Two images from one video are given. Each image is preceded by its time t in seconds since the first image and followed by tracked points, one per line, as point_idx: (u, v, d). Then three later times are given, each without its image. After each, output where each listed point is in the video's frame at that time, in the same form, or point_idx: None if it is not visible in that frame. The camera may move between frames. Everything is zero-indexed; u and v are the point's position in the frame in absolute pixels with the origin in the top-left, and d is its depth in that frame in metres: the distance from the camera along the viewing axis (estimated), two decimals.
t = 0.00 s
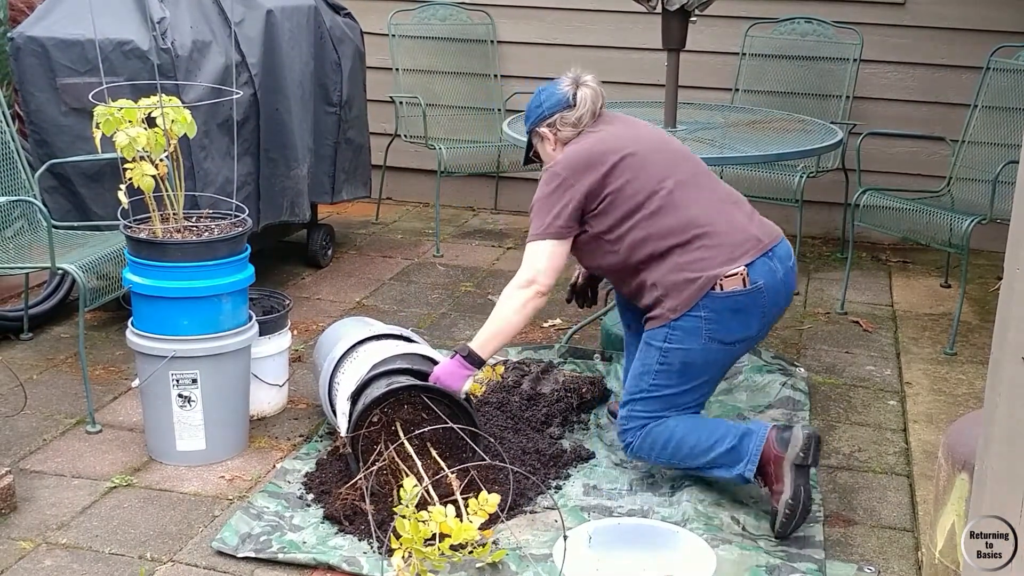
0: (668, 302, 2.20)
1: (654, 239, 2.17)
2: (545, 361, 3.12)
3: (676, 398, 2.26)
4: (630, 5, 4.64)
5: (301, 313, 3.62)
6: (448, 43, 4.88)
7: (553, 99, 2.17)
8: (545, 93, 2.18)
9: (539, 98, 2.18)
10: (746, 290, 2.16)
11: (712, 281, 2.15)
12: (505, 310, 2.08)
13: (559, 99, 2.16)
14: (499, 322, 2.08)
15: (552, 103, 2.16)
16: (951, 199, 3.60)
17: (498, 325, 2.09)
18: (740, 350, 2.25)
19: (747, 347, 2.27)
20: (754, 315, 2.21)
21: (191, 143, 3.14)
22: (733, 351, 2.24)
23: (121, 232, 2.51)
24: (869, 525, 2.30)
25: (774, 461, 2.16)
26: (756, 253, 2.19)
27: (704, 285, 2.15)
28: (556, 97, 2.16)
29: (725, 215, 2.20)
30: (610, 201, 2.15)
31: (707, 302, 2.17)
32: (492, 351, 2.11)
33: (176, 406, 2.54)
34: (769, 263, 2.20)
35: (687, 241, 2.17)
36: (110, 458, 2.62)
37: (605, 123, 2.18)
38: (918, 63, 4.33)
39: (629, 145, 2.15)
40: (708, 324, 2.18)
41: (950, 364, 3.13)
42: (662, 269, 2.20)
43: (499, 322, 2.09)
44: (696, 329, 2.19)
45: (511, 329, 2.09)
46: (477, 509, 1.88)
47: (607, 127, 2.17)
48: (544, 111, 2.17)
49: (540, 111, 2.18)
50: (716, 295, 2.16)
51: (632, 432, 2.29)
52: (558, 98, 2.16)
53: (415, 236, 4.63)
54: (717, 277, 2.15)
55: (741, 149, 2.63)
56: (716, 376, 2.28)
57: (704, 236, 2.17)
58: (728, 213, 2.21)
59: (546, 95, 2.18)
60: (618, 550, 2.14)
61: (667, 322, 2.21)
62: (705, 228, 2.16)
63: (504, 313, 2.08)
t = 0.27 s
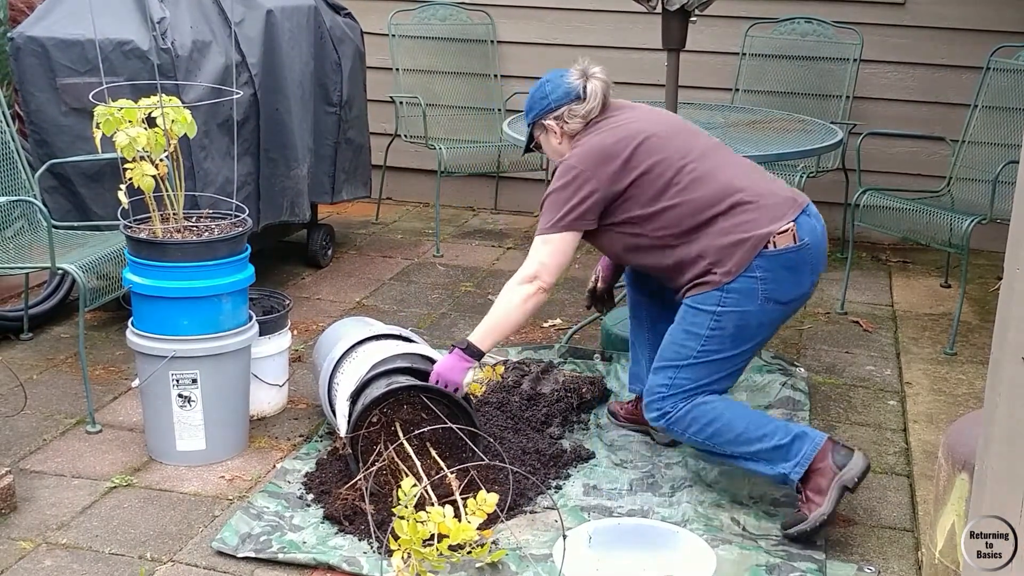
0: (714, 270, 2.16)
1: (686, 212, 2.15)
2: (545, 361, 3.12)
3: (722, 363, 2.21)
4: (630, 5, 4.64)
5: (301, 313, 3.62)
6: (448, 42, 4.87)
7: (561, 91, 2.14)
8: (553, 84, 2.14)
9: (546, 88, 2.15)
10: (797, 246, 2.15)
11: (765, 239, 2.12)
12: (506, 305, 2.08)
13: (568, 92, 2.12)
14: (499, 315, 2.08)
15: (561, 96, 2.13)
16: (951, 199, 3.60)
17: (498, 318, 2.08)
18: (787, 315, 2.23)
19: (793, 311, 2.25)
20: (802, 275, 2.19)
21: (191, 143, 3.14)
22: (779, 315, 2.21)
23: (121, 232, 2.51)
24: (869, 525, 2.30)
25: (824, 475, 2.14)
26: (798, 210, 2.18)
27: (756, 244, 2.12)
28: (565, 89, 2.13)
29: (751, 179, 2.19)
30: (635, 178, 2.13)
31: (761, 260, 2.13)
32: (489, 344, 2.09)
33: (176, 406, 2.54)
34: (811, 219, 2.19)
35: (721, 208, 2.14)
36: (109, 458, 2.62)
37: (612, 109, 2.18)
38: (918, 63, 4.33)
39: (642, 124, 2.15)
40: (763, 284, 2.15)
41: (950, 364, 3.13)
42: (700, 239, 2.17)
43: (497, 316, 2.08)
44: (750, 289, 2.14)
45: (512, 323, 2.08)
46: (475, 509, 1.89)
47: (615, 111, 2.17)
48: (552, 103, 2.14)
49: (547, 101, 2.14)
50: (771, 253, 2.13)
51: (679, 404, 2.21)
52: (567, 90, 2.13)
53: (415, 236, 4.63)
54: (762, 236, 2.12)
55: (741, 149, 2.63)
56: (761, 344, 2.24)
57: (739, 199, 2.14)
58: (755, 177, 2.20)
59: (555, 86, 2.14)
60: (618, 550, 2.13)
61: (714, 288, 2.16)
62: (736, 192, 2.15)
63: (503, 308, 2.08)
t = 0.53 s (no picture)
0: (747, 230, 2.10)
1: (714, 173, 2.09)
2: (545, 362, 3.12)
3: (756, 326, 2.16)
4: (630, 5, 4.64)
5: (301, 314, 3.62)
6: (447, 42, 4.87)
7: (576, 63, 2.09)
8: (570, 54, 2.10)
9: (562, 58, 2.10)
10: (828, 201, 2.10)
11: (798, 192, 2.08)
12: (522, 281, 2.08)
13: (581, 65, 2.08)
14: (516, 292, 2.08)
15: (574, 68, 2.08)
16: (951, 199, 3.60)
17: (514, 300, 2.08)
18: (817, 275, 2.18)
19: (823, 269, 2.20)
20: (834, 231, 2.14)
21: (191, 143, 3.14)
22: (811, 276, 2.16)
23: (122, 232, 2.51)
24: (870, 525, 2.30)
25: (842, 496, 2.13)
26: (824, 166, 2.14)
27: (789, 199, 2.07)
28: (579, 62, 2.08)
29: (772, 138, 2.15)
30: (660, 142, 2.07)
31: (792, 217, 2.09)
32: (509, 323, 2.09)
33: (176, 406, 2.54)
34: (836, 174, 2.16)
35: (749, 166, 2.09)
36: (109, 458, 2.62)
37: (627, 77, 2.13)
38: (918, 63, 4.33)
39: (660, 90, 2.10)
40: (796, 241, 2.10)
41: (950, 364, 3.13)
42: (729, 201, 2.11)
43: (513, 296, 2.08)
44: (784, 247, 2.09)
45: (530, 300, 2.08)
46: (476, 509, 1.90)
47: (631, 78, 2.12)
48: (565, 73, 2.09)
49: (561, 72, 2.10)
50: (802, 208, 2.09)
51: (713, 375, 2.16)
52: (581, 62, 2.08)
53: (415, 237, 4.63)
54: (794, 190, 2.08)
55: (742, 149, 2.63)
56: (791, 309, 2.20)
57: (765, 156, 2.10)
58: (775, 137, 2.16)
59: (571, 57, 2.09)
60: (619, 551, 2.13)
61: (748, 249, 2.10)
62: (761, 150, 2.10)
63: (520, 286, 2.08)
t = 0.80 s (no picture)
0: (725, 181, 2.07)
1: (699, 115, 2.06)
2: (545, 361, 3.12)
3: (755, 290, 2.11)
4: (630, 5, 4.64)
5: (301, 314, 3.62)
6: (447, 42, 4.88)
7: None
8: None
9: None
10: (807, 154, 2.05)
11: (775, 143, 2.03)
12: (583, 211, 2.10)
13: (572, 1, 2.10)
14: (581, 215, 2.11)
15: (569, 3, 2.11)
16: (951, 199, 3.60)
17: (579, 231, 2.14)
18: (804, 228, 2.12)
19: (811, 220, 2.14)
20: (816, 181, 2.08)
21: (191, 143, 3.14)
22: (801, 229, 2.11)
23: (122, 232, 2.52)
24: (870, 525, 2.30)
25: (844, 501, 2.13)
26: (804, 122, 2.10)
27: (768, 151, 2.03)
28: None
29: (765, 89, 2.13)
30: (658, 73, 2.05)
31: (769, 170, 2.04)
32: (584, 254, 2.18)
33: (176, 406, 2.54)
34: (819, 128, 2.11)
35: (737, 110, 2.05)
36: (109, 457, 2.62)
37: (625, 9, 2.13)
38: (917, 63, 4.33)
39: (664, 24, 2.09)
40: (774, 193, 2.05)
41: (950, 364, 3.13)
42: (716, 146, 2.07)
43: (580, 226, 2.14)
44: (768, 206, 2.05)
45: (594, 227, 2.10)
46: (475, 509, 1.92)
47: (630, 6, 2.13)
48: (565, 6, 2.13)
49: None
50: (778, 162, 2.04)
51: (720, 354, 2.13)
52: None
53: (415, 236, 4.63)
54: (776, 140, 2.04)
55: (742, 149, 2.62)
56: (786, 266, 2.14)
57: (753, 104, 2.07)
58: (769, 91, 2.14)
59: None
60: (619, 551, 2.13)
61: (727, 203, 2.07)
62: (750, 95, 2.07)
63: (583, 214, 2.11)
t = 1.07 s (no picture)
0: (655, 128, 2.16)
1: (654, 56, 2.17)
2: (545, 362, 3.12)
3: (684, 240, 2.19)
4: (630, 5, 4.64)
5: (301, 314, 3.62)
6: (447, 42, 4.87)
7: None
8: None
9: None
10: (736, 114, 2.11)
11: (705, 100, 2.11)
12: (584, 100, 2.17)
13: None
14: (587, 98, 2.15)
15: None
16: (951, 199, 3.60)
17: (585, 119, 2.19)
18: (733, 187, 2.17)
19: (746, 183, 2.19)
20: (746, 140, 2.12)
21: (191, 143, 3.14)
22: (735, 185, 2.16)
23: (122, 232, 2.52)
24: (869, 525, 2.31)
25: (779, 449, 2.12)
26: (748, 85, 2.14)
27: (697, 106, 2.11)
28: None
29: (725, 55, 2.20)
30: (633, 10, 2.18)
31: (696, 126, 2.12)
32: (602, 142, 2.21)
33: (176, 406, 2.54)
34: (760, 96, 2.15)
35: (683, 63, 2.15)
36: (109, 457, 2.62)
37: None
38: (917, 63, 4.33)
39: None
40: (698, 150, 2.13)
41: (950, 364, 3.13)
42: (658, 92, 2.16)
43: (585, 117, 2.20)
44: (692, 159, 2.13)
45: (601, 106, 2.14)
46: (475, 509, 1.93)
47: None
48: None
49: None
50: (705, 119, 2.11)
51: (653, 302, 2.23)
52: None
53: (415, 237, 4.63)
54: (710, 98, 2.11)
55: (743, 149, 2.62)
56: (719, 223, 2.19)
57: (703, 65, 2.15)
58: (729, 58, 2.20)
59: None
60: (619, 551, 2.13)
61: (653, 150, 2.17)
62: (702, 53, 2.16)
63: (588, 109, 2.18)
